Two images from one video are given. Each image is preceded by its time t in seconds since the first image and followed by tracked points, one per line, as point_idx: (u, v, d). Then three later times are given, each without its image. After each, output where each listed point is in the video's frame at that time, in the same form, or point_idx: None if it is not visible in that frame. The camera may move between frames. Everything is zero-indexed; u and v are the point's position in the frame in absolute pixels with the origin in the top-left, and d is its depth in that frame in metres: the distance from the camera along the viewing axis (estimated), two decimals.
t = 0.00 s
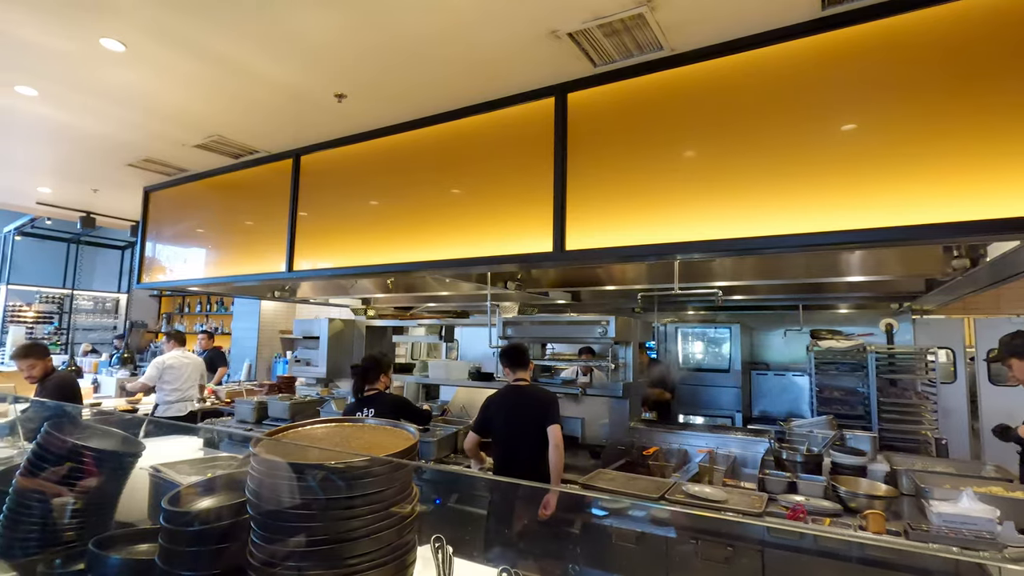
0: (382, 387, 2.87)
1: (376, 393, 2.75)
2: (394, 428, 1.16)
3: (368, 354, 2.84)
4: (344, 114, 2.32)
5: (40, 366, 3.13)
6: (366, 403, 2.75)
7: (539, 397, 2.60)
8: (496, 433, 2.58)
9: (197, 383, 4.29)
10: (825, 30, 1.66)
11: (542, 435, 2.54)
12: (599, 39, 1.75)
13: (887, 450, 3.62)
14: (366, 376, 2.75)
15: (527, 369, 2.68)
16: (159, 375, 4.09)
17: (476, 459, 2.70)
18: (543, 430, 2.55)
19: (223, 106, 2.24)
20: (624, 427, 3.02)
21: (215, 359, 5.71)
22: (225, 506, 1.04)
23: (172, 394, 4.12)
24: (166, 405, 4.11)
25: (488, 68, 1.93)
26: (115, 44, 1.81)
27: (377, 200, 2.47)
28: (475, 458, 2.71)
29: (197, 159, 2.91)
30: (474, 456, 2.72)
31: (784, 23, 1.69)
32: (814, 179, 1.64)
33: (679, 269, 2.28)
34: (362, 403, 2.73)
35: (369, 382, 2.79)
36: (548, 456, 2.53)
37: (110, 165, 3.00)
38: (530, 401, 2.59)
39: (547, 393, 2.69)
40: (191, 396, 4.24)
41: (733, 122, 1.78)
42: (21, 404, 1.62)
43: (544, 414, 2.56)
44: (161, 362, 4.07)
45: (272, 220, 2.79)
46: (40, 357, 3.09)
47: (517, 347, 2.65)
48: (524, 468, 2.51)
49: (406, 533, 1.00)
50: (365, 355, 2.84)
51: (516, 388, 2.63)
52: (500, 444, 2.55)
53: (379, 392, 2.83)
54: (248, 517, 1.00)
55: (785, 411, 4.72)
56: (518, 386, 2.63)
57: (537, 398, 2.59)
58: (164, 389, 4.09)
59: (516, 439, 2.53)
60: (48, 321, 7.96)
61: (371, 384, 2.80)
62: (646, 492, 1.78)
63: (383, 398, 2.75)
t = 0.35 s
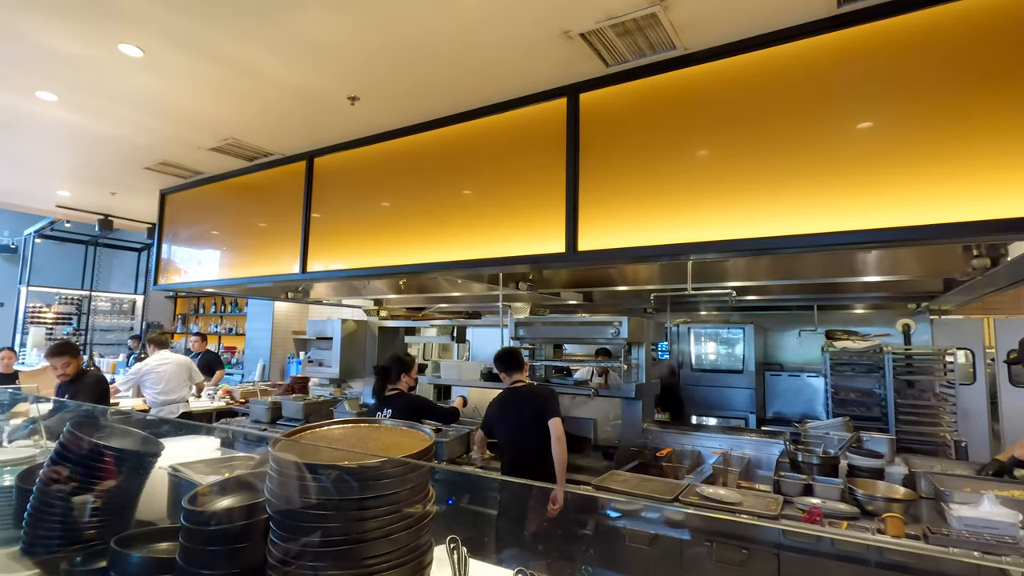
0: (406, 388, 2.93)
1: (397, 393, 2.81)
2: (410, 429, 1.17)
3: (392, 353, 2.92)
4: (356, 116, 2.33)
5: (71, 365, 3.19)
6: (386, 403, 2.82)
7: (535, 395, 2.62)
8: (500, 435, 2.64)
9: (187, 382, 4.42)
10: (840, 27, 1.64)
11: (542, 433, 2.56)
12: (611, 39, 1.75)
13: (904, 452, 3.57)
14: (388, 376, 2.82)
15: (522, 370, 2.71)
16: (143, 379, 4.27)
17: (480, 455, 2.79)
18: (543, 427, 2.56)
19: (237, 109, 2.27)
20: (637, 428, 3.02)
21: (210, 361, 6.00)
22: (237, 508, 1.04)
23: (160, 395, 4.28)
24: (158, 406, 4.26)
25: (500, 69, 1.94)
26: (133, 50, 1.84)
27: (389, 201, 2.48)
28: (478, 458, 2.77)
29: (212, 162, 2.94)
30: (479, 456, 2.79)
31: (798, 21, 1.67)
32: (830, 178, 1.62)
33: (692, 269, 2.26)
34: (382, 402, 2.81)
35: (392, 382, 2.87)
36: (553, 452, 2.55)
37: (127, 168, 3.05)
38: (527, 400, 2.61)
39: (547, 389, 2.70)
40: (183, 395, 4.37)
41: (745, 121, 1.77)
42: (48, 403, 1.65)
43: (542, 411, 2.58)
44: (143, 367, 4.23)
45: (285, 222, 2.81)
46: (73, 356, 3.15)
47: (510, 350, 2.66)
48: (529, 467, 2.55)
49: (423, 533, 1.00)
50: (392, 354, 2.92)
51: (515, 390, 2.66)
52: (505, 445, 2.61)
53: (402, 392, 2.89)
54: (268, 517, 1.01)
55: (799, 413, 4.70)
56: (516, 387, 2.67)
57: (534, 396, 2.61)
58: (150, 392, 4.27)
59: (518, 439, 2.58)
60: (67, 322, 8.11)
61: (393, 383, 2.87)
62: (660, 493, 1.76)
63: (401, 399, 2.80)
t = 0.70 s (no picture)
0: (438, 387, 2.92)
1: (427, 393, 2.82)
2: (424, 429, 1.18)
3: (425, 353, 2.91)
4: (368, 117, 2.35)
5: (93, 371, 3.23)
6: (416, 402, 2.82)
7: (549, 396, 2.61)
8: (512, 434, 2.64)
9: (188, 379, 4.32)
10: (856, 25, 1.62)
11: (554, 433, 2.56)
12: (623, 39, 1.74)
13: (922, 454, 3.52)
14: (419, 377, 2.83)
15: (540, 371, 2.73)
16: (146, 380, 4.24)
17: (493, 456, 2.82)
18: (555, 427, 2.56)
19: (251, 112, 2.29)
20: (649, 429, 3.00)
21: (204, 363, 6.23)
22: (250, 507, 1.05)
23: (162, 395, 4.22)
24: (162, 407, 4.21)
25: (511, 70, 1.94)
26: (150, 54, 1.87)
27: (401, 203, 2.49)
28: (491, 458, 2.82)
29: (226, 164, 2.98)
30: (492, 454, 2.84)
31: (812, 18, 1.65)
32: (845, 176, 1.61)
33: (704, 269, 2.25)
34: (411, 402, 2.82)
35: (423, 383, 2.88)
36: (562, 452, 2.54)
37: (143, 171, 3.09)
38: (540, 400, 2.61)
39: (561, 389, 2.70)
40: (184, 394, 4.29)
41: (759, 119, 1.75)
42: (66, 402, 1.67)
43: (554, 411, 2.58)
44: (142, 369, 4.19)
45: (298, 223, 2.84)
46: (94, 363, 3.18)
47: (528, 352, 2.68)
48: (540, 467, 2.55)
49: (440, 533, 1.00)
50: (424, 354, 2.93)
51: (529, 390, 2.66)
52: (517, 445, 2.61)
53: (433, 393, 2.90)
54: (285, 516, 1.03)
55: (813, 414, 4.64)
56: (530, 387, 2.67)
57: (547, 397, 2.61)
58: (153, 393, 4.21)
59: (530, 439, 2.58)
60: (84, 323, 8.24)
61: (424, 383, 2.87)
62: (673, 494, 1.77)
63: (433, 398, 2.81)
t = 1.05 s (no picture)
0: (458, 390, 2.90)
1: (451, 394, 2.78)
2: (438, 430, 1.18)
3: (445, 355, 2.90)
4: (380, 119, 2.36)
5: (111, 373, 3.26)
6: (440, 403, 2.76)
7: (563, 396, 2.61)
8: (526, 435, 2.64)
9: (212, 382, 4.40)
10: (871, 22, 1.60)
11: (568, 433, 2.56)
12: (635, 39, 1.74)
13: (939, 456, 3.47)
14: (442, 377, 2.81)
15: (556, 373, 2.73)
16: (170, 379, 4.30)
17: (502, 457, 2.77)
18: (569, 427, 2.56)
19: (264, 115, 2.32)
20: (661, 430, 3.00)
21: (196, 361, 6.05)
22: (266, 506, 1.06)
23: (186, 396, 4.30)
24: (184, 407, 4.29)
25: (522, 71, 1.94)
26: (167, 59, 1.90)
27: (412, 204, 2.51)
28: (499, 459, 2.76)
29: (240, 167, 3.01)
30: (500, 456, 2.78)
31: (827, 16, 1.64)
32: (861, 176, 1.59)
33: (717, 269, 2.24)
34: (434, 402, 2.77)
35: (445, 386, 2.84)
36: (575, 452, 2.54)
37: (160, 174, 3.14)
38: (555, 400, 2.61)
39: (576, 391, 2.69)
40: (206, 396, 4.36)
41: (773, 118, 1.74)
42: (89, 403, 1.70)
43: (569, 411, 2.57)
44: (170, 370, 4.24)
45: (311, 225, 2.86)
46: (111, 365, 3.21)
47: (544, 353, 2.69)
48: (553, 468, 2.55)
49: (455, 533, 1.00)
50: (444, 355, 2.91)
51: (544, 392, 2.66)
52: (533, 446, 2.61)
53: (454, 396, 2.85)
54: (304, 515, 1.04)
55: (828, 416, 4.61)
56: (545, 389, 2.66)
57: (562, 397, 2.61)
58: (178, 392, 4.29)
59: (544, 439, 2.58)
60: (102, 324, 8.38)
61: (446, 385, 2.84)
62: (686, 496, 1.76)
63: (456, 400, 2.74)
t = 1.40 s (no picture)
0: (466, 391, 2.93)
1: (461, 396, 2.82)
2: (455, 430, 1.18)
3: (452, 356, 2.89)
4: (392, 121, 2.37)
5: (126, 372, 3.31)
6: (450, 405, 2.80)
7: (570, 398, 2.61)
8: (534, 437, 2.63)
9: (258, 384, 4.52)
10: (889, 18, 1.58)
11: (575, 435, 2.56)
12: (647, 38, 1.73)
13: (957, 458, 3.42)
14: (450, 378, 2.81)
15: (556, 376, 2.74)
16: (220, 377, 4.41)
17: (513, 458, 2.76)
18: (575, 429, 2.56)
19: (278, 117, 2.34)
20: (674, 430, 2.98)
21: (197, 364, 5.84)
22: (281, 507, 1.07)
23: (232, 395, 4.41)
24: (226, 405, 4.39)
25: (534, 71, 1.94)
26: (183, 63, 1.92)
27: (424, 205, 2.52)
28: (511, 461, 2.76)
29: (254, 169, 3.04)
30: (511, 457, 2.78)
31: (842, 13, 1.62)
32: (879, 173, 1.57)
33: (730, 269, 2.23)
34: (445, 403, 2.81)
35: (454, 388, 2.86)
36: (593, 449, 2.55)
37: (176, 176, 3.18)
38: (561, 403, 2.61)
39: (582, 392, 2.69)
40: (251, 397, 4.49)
41: (788, 116, 1.72)
42: (110, 402, 1.74)
43: (576, 413, 2.58)
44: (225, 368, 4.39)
45: (324, 226, 2.88)
46: (127, 364, 3.26)
47: (541, 359, 2.69)
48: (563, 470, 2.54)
49: (472, 532, 1.01)
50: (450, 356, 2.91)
51: (549, 394, 2.66)
52: (537, 447, 2.61)
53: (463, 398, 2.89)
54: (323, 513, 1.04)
55: (843, 417, 4.54)
56: (551, 391, 2.67)
57: (568, 400, 2.61)
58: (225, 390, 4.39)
59: (549, 440, 2.57)
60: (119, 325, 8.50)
61: (455, 386, 2.87)
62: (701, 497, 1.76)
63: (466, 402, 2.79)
